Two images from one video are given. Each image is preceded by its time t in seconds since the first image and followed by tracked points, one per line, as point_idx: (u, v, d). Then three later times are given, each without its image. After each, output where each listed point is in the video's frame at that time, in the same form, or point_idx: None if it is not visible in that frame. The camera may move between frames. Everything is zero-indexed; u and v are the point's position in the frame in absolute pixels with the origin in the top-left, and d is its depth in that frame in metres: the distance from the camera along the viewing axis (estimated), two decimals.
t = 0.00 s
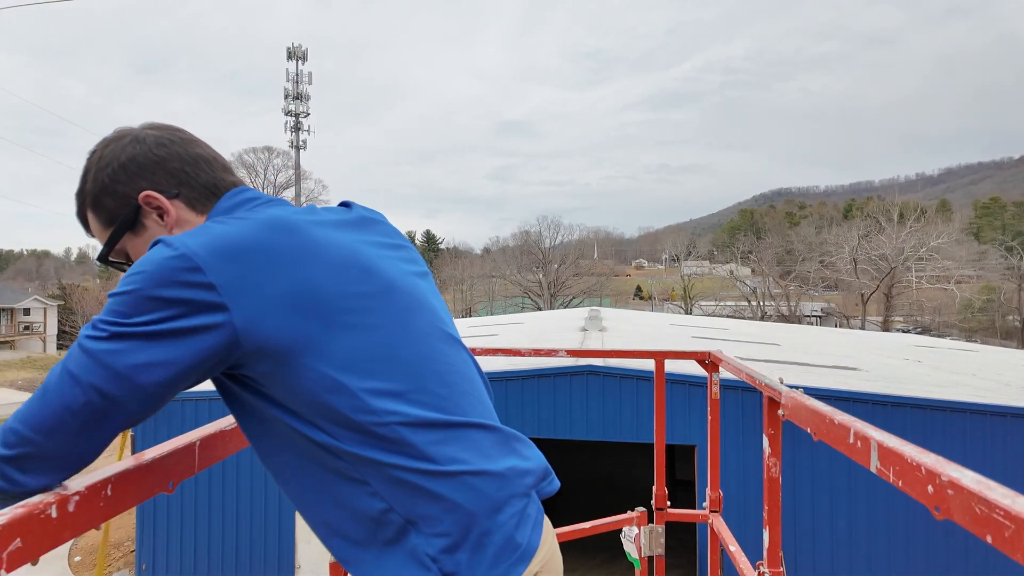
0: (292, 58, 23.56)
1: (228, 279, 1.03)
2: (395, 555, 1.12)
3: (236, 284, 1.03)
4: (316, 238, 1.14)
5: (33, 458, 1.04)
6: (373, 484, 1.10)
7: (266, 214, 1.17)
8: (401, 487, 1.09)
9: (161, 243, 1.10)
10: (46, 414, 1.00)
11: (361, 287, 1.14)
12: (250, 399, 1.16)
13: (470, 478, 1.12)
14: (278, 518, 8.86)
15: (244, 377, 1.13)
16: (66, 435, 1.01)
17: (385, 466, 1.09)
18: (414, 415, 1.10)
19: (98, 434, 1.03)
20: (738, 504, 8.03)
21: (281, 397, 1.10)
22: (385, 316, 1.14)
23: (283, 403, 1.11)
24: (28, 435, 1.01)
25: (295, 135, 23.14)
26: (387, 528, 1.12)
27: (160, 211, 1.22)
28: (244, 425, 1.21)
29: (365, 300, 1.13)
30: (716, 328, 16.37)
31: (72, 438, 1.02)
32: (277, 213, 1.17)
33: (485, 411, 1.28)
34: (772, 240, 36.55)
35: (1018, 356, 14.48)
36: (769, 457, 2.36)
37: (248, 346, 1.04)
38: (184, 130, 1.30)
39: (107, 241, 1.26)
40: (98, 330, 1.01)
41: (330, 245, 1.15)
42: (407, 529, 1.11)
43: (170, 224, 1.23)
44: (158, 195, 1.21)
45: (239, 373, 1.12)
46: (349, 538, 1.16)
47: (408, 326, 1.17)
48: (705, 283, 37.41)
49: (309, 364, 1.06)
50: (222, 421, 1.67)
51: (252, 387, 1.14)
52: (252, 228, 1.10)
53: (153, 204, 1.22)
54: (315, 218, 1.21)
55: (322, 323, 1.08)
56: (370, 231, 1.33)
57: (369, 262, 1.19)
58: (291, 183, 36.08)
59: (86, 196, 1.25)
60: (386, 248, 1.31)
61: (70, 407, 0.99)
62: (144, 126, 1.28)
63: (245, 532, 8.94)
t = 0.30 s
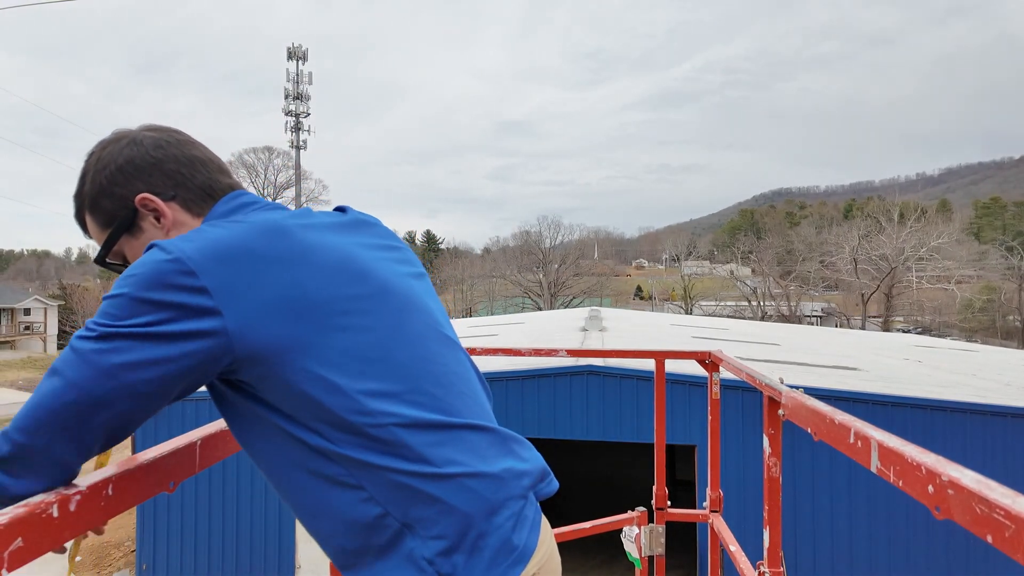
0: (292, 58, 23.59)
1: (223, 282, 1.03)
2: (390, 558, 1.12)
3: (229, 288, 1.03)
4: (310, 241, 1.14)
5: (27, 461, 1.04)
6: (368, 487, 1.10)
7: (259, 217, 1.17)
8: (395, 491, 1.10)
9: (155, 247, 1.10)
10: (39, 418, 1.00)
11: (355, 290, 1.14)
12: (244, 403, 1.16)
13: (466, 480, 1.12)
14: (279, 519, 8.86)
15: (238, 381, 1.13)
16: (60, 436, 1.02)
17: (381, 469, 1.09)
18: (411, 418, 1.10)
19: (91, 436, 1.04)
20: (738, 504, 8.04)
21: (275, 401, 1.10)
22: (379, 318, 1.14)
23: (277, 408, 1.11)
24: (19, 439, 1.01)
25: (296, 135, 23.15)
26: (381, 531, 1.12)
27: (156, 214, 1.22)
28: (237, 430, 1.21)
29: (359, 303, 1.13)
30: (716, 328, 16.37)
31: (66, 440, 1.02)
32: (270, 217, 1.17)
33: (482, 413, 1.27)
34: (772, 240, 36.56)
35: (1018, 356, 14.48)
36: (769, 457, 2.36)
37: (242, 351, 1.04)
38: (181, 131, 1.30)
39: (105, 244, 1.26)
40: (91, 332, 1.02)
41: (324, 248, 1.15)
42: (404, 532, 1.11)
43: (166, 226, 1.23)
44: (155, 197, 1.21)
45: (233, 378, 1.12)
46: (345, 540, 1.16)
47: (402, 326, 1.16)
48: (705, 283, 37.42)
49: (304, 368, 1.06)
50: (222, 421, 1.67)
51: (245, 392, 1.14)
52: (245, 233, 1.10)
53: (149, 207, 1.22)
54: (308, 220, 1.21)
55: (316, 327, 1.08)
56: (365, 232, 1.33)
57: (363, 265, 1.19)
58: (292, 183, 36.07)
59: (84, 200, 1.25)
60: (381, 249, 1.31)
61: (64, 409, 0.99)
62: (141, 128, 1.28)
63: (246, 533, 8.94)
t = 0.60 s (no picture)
0: (292, 58, 23.61)
1: (222, 282, 1.03)
2: (391, 557, 1.12)
3: (228, 287, 1.03)
4: (308, 242, 1.14)
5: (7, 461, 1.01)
6: (368, 487, 1.10)
7: (258, 218, 1.17)
8: (395, 490, 1.10)
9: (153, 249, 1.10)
10: (29, 417, 0.98)
11: (352, 289, 1.14)
12: (242, 405, 1.15)
13: (465, 479, 1.12)
14: (279, 519, 8.86)
15: (234, 382, 1.13)
16: (48, 436, 1.00)
17: (380, 469, 1.09)
18: (410, 417, 1.10)
19: (81, 440, 1.02)
20: (739, 504, 8.04)
21: (274, 402, 1.10)
22: (377, 318, 1.14)
23: (276, 408, 1.11)
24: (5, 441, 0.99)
25: (296, 135, 23.10)
26: (382, 531, 1.12)
27: (152, 215, 1.22)
28: (237, 431, 1.21)
29: (357, 303, 1.13)
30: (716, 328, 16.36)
31: (52, 441, 1.01)
32: (269, 218, 1.16)
33: (482, 412, 1.27)
34: (772, 240, 36.56)
35: (1019, 356, 14.47)
36: (769, 457, 2.36)
37: (241, 351, 1.04)
38: (175, 131, 1.30)
39: (100, 245, 1.26)
40: (86, 329, 1.01)
41: (322, 248, 1.15)
42: (403, 531, 1.11)
43: (162, 228, 1.23)
44: (151, 198, 1.21)
45: (232, 379, 1.12)
46: (345, 540, 1.16)
47: (401, 326, 1.16)
48: (705, 283, 37.40)
49: (303, 368, 1.06)
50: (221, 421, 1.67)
51: (242, 393, 1.14)
52: (244, 234, 1.09)
53: (145, 208, 1.22)
54: (307, 221, 1.21)
55: (314, 325, 1.08)
56: (363, 233, 1.33)
57: (362, 264, 1.19)
58: (292, 183, 36.07)
59: (78, 202, 1.24)
60: (380, 250, 1.31)
61: (56, 409, 0.98)
62: (134, 129, 1.28)
63: (246, 532, 8.94)
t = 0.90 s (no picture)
0: (292, 58, 23.57)
1: (211, 294, 1.03)
2: (391, 563, 1.13)
3: (218, 298, 1.03)
4: (299, 250, 1.14)
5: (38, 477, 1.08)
6: (364, 495, 1.11)
7: (249, 227, 1.17)
8: (392, 497, 1.10)
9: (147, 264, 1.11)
10: (47, 439, 1.03)
11: (344, 295, 1.13)
12: (240, 414, 1.16)
13: (462, 485, 1.12)
14: (279, 518, 8.87)
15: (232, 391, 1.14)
16: (67, 458, 1.06)
17: (378, 476, 1.09)
18: (406, 424, 1.10)
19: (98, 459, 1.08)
20: (739, 504, 8.03)
21: (269, 410, 1.10)
22: (370, 324, 1.13)
23: (273, 417, 1.12)
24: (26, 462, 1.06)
25: (296, 135, 23.09)
26: (381, 538, 1.13)
27: (152, 216, 1.22)
28: (236, 439, 1.21)
29: (350, 309, 1.13)
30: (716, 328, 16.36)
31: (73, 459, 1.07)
32: (260, 226, 1.16)
33: (481, 416, 1.27)
34: (772, 240, 36.56)
35: (1019, 356, 14.47)
36: (769, 457, 2.36)
37: (235, 362, 1.04)
38: (176, 133, 1.30)
39: (99, 247, 1.26)
40: (87, 355, 1.03)
41: (312, 255, 1.15)
42: (403, 539, 1.12)
43: (162, 228, 1.23)
44: (151, 199, 1.21)
45: (230, 388, 1.13)
46: (347, 547, 1.17)
47: (394, 331, 1.16)
48: (705, 283, 37.38)
49: (297, 378, 1.06)
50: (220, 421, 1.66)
51: (239, 402, 1.15)
52: (233, 245, 1.09)
53: (145, 209, 1.21)
54: (298, 227, 1.20)
55: (306, 334, 1.08)
56: (357, 237, 1.32)
57: (354, 271, 1.18)
58: (292, 183, 36.02)
59: (77, 201, 1.24)
60: (374, 254, 1.30)
61: (68, 433, 1.02)
62: (135, 130, 1.28)
63: (246, 532, 8.94)
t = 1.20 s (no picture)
0: (292, 58, 23.57)
1: (214, 289, 1.03)
2: (391, 561, 1.13)
3: (222, 294, 1.03)
4: (301, 249, 1.14)
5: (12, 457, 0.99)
6: (364, 493, 1.11)
7: (251, 226, 1.16)
8: (392, 496, 1.10)
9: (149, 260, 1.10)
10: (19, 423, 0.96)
11: (345, 294, 1.13)
12: (239, 412, 1.15)
13: (462, 484, 1.12)
14: (279, 519, 8.86)
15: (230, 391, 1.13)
16: (43, 444, 0.99)
17: (378, 474, 1.09)
18: (406, 424, 1.10)
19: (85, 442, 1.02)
20: (739, 504, 8.04)
21: (270, 408, 1.10)
22: (371, 323, 1.14)
23: (272, 415, 1.11)
24: None
25: (296, 135, 23.07)
26: (381, 536, 1.13)
27: (155, 217, 1.23)
28: (235, 437, 1.21)
29: (350, 307, 1.13)
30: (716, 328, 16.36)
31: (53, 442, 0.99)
32: (262, 226, 1.16)
33: (482, 417, 1.27)
34: (772, 240, 36.59)
35: (1019, 356, 14.48)
36: (769, 457, 2.37)
37: (236, 359, 1.04)
38: (179, 133, 1.31)
39: (101, 247, 1.26)
40: (81, 337, 1.01)
41: (314, 253, 1.15)
42: (402, 537, 1.12)
43: (166, 228, 1.23)
44: (154, 200, 1.22)
45: (227, 388, 1.12)
46: (346, 543, 1.17)
47: (397, 330, 1.16)
48: (706, 283, 37.39)
49: (298, 376, 1.06)
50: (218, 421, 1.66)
51: (237, 400, 1.14)
52: (238, 243, 1.09)
53: (148, 210, 1.22)
54: (299, 226, 1.20)
55: (307, 333, 1.08)
56: (358, 237, 1.33)
57: (356, 269, 1.18)
58: (292, 183, 36.01)
59: (80, 203, 1.24)
60: (376, 253, 1.30)
61: (45, 416, 0.97)
62: (137, 131, 1.28)
63: (247, 533, 8.94)
